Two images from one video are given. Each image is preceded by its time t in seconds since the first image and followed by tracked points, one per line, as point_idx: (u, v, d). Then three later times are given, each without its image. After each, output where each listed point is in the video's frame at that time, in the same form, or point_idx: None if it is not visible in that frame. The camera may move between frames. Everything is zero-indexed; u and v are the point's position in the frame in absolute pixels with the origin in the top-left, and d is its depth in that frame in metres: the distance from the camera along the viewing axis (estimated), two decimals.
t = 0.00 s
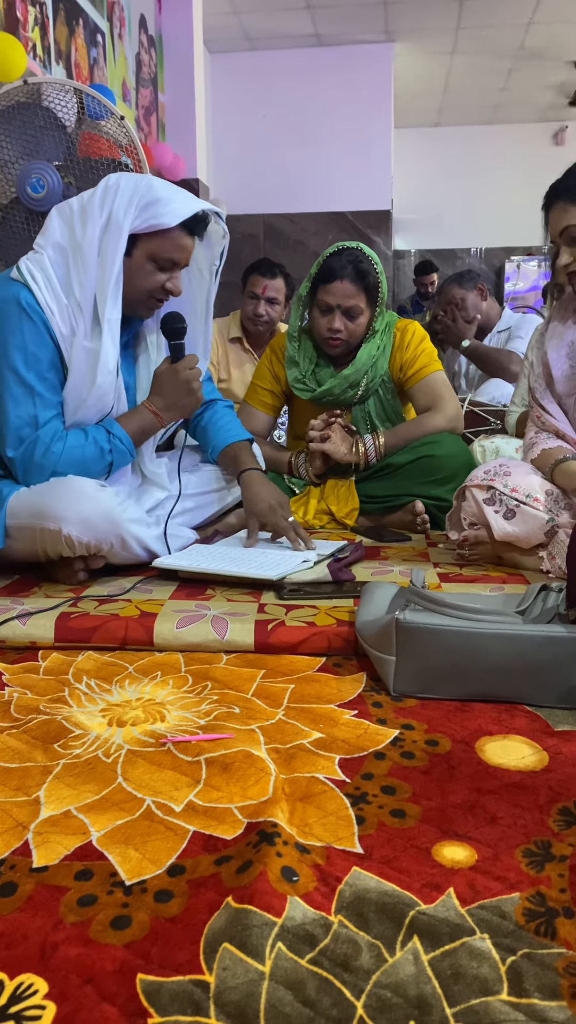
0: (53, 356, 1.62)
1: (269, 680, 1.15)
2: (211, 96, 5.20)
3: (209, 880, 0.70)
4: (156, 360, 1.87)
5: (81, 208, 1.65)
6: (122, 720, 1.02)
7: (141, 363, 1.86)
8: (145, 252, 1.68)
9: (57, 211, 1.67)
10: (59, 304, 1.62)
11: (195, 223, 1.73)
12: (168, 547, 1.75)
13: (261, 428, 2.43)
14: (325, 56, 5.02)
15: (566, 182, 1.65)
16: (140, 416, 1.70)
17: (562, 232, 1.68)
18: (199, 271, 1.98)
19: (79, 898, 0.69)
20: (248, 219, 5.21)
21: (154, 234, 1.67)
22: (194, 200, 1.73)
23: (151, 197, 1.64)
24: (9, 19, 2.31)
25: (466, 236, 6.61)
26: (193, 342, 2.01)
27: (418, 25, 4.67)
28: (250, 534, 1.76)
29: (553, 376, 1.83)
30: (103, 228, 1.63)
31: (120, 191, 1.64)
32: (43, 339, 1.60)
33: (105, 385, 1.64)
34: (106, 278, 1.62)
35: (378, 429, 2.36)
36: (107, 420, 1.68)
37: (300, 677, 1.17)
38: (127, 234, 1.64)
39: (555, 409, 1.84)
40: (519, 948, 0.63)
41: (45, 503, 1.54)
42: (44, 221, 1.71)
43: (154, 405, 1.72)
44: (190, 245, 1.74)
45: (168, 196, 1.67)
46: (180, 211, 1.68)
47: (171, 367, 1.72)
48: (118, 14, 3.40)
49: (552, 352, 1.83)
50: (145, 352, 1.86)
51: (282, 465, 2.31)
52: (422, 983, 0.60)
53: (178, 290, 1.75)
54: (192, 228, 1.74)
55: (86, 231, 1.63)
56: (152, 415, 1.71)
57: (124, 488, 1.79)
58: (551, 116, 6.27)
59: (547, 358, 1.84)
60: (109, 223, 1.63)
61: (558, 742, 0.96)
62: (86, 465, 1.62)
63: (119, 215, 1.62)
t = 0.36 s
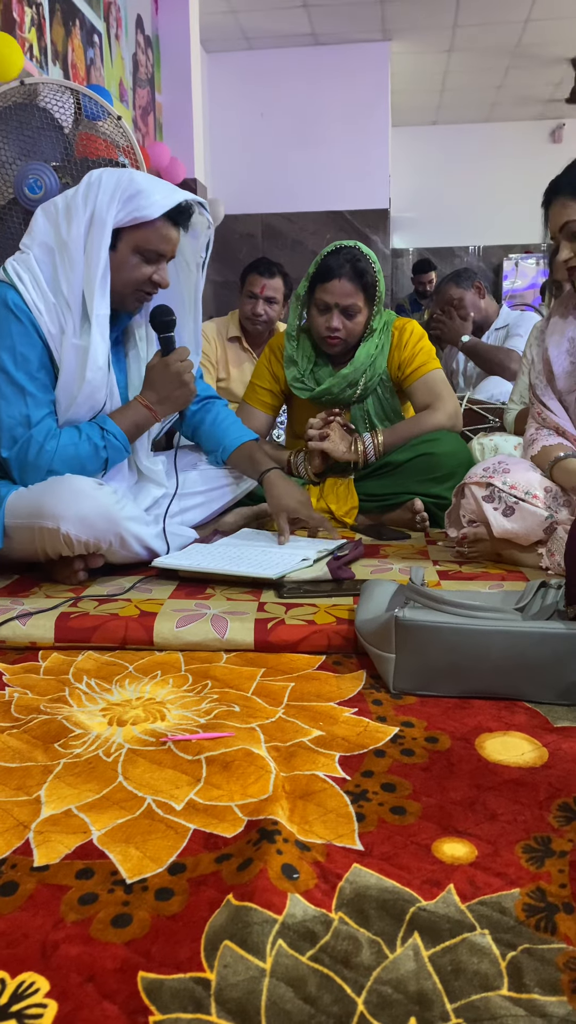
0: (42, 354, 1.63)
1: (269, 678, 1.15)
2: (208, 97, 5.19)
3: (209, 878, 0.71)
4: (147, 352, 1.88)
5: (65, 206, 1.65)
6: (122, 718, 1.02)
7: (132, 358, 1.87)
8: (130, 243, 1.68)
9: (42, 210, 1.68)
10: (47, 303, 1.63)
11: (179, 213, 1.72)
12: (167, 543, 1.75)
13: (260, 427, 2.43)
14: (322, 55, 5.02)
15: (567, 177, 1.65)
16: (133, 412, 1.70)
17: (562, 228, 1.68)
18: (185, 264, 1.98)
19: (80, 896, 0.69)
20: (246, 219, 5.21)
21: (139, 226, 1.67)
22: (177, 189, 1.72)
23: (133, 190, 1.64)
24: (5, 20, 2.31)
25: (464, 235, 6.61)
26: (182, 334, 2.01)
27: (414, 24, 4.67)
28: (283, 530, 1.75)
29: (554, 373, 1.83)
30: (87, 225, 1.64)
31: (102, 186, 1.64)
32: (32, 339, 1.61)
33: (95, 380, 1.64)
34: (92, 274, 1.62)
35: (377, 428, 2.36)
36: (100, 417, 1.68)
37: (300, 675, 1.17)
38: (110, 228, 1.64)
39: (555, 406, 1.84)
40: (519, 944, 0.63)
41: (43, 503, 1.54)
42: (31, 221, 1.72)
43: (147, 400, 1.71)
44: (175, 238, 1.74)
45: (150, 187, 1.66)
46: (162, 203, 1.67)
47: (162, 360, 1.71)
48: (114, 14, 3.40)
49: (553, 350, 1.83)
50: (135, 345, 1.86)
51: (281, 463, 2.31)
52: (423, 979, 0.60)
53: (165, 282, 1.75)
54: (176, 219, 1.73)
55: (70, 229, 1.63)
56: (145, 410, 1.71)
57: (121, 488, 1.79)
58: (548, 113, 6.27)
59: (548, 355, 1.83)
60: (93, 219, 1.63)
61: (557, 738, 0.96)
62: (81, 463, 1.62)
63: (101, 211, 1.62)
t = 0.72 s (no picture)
0: (37, 354, 1.63)
1: (272, 677, 1.15)
2: (207, 96, 5.19)
3: (212, 877, 0.71)
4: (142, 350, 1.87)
5: (56, 204, 1.66)
6: (124, 718, 1.02)
7: (127, 356, 1.87)
8: (122, 239, 1.67)
9: (33, 210, 1.68)
10: (40, 303, 1.63)
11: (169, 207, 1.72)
12: (167, 542, 1.75)
13: (260, 427, 2.43)
14: (320, 54, 5.02)
15: (566, 174, 1.65)
16: (131, 410, 1.70)
17: (562, 225, 1.68)
18: (177, 261, 1.99)
19: (83, 896, 0.69)
20: (246, 219, 5.21)
21: (129, 222, 1.67)
22: (165, 184, 1.72)
23: (122, 185, 1.64)
24: (3, 21, 2.31)
25: (463, 233, 6.61)
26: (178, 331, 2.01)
27: (412, 22, 4.67)
28: (275, 528, 1.74)
29: (555, 371, 1.83)
30: (78, 223, 1.64)
31: (91, 183, 1.64)
32: (26, 339, 1.62)
33: (90, 377, 1.64)
34: (84, 272, 1.62)
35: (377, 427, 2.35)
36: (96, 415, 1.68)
37: (302, 674, 1.17)
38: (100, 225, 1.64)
39: (557, 403, 1.83)
40: (523, 941, 0.63)
41: (43, 504, 1.54)
42: (22, 221, 1.73)
43: (144, 398, 1.71)
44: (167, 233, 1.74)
45: (138, 183, 1.66)
46: (151, 198, 1.67)
47: (158, 357, 1.71)
48: (112, 15, 3.40)
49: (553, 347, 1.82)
50: (129, 344, 1.86)
51: (282, 462, 2.32)
52: (426, 977, 0.60)
53: (158, 276, 1.74)
54: (167, 213, 1.73)
55: (61, 227, 1.63)
56: (142, 408, 1.70)
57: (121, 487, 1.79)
58: (547, 111, 6.26)
59: (550, 352, 1.83)
60: (83, 216, 1.63)
61: (560, 735, 0.96)
62: (79, 462, 1.62)
63: (91, 207, 1.62)
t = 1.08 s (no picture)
0: (38, 353, 1.63)
1: (274, 675, 1.15)
2: (207, 95, 5.19)
3: (215, 875, 0.70)
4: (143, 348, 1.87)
5: (57, 203, 1.65)
6: (127, 717, 1.02)
7: (128, 355, 1.87)
8: (123, 237, 1.67)
9: (34, 210, 1.68)
10: (42, 302, 1.63)
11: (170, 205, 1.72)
12: (169, 541, 1.75)
13: (261, 425, 2.43)
14: (320, 52, 5.01)
15: (566, 171, 1.65)
16: (132, 409, 1.70)
17: (563, 221, 1.68)
18: (178, 259, 1.98)
19: (87, 895, 0.69)
20: (246, 217, 5.21)
21: (130, 221, 1.67)
22: (166, 182, 1.72)
23: (122, 184, 1.64)
24: (3, 20, 2.31)
25: (464, 231, 6.59)
26: (179, 330, 2.00)
27: (412, 19, 4.66)
28: (236, 523, 1.76)
29: (557, 368, 1.82)
30: (79, 221, 1.64)
31: (92, 181, 1.63)
32: (28, 338, 1.62)
33: (91, 376, 1.64)
34: (85, 271, 1.62)
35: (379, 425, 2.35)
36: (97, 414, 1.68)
37: (305, 672, 1.17)
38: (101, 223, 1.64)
39: (558, 400, 1.83)
40: (527, 938, 0.63)
41: (44, 503, 1.54)
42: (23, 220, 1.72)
43: (145, 397, 1.71)
44: (167, 231, 1.74)
45: (139, 181, 1.66)
46: (151, 196, 1.67)
47: (159, 356, 1.71)
48: (111, 14, 3.39)
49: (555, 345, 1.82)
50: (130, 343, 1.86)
51: (283, 461, 2.33)
52: (430, 974, 0.60)
53: (158, 275, 1.74)
54: (168, 211, 1.73)
55: (62, 225, 1.63)
56: (143, 407, 1.70)
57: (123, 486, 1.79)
58: (547, 108, 6.25)
59: (551, 350, 1.83)
60: (84, 215, 1.63)
61: (563, 732, 0.96)
62: (80, 462, 1.62)
63: (92, 206, 1.62)
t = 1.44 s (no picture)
0: (44, 353, 1.63)
1: (275, 674, 1.15)
2: (208, 93, 5.18)
3: (218, 874, 0.71)
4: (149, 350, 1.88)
5: (66, 203, 1.65)
6: (129, 716, 1.02)
7: (133, 356, 1.87)
8: (131, 240, 1.67)
9: (42, 210, 1.68)
10: (48, 302, 1.63)
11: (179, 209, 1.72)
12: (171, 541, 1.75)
13: (263, 424, 2.43)
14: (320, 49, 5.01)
15: (567, 169, 1.65)
16: (136, 409, 1.70)
17: (564, 220, 1.68)
18: (186, 261, 1.98)
19: (90, 893, 0.69)
20: (247, 216, 5.20)
21: (139, 223, 1.67)
22: (175, 185, 1.72)
23: (133, 187, 1.64)
24: (4, 20, 2.31)
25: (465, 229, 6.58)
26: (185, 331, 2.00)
27: (412, 17, 4.66)
28: (229, 529, 1.74)
29: (559, 366, 1.82)
30: (88, 222, 1.64)
31: (102, 183, 1.64)
32: (34, 338, 1.62)
33: (97, 377, 1.64)
34: (93, 272, 1.62)
35: (380, 423, 2.35)
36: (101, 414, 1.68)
37: (307, 670, 1.17)
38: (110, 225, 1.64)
39: (560, 399, 1.82)
40: (529, 936, 0.63)
41: (47, 502, 1.54)
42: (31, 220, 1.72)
43: (149, 397, 1.71)
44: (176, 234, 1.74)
45: (149, 185, 1.66)
46: (161, 199, 1.67)
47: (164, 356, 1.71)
48: (112, 13, 3.39)
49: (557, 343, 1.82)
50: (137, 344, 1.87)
51: (285, 460, 2.34)
52: (432, 972, 0.60)
53: (166, 277, 1.74)
54: (176, 214, 1.74)
55: (71, 226, 1.63)
56: (147, 408, 1.71)
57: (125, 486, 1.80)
58: (548, 106, 6.25)
59: (553, 348, 1.83)
60: (93, 216, 1.63)
61: (565, 731, 0.96)
62: (84, 462, 1.62)
63: (102, 207, 1.62)
